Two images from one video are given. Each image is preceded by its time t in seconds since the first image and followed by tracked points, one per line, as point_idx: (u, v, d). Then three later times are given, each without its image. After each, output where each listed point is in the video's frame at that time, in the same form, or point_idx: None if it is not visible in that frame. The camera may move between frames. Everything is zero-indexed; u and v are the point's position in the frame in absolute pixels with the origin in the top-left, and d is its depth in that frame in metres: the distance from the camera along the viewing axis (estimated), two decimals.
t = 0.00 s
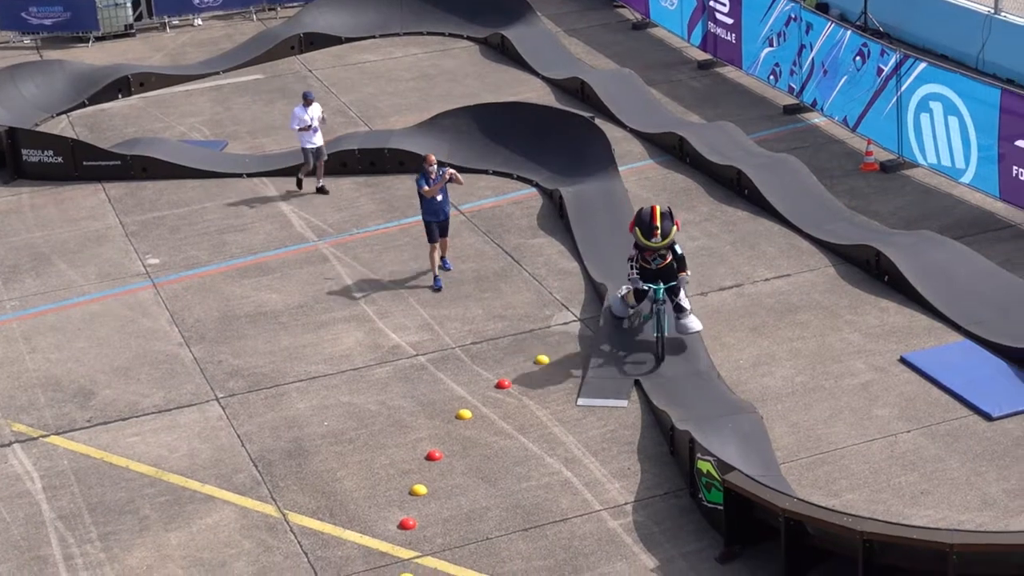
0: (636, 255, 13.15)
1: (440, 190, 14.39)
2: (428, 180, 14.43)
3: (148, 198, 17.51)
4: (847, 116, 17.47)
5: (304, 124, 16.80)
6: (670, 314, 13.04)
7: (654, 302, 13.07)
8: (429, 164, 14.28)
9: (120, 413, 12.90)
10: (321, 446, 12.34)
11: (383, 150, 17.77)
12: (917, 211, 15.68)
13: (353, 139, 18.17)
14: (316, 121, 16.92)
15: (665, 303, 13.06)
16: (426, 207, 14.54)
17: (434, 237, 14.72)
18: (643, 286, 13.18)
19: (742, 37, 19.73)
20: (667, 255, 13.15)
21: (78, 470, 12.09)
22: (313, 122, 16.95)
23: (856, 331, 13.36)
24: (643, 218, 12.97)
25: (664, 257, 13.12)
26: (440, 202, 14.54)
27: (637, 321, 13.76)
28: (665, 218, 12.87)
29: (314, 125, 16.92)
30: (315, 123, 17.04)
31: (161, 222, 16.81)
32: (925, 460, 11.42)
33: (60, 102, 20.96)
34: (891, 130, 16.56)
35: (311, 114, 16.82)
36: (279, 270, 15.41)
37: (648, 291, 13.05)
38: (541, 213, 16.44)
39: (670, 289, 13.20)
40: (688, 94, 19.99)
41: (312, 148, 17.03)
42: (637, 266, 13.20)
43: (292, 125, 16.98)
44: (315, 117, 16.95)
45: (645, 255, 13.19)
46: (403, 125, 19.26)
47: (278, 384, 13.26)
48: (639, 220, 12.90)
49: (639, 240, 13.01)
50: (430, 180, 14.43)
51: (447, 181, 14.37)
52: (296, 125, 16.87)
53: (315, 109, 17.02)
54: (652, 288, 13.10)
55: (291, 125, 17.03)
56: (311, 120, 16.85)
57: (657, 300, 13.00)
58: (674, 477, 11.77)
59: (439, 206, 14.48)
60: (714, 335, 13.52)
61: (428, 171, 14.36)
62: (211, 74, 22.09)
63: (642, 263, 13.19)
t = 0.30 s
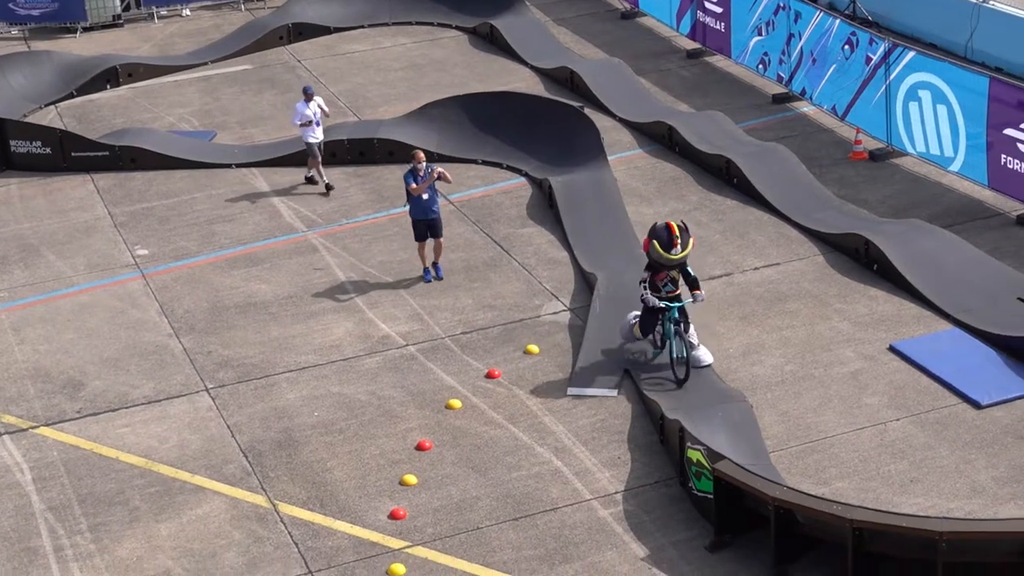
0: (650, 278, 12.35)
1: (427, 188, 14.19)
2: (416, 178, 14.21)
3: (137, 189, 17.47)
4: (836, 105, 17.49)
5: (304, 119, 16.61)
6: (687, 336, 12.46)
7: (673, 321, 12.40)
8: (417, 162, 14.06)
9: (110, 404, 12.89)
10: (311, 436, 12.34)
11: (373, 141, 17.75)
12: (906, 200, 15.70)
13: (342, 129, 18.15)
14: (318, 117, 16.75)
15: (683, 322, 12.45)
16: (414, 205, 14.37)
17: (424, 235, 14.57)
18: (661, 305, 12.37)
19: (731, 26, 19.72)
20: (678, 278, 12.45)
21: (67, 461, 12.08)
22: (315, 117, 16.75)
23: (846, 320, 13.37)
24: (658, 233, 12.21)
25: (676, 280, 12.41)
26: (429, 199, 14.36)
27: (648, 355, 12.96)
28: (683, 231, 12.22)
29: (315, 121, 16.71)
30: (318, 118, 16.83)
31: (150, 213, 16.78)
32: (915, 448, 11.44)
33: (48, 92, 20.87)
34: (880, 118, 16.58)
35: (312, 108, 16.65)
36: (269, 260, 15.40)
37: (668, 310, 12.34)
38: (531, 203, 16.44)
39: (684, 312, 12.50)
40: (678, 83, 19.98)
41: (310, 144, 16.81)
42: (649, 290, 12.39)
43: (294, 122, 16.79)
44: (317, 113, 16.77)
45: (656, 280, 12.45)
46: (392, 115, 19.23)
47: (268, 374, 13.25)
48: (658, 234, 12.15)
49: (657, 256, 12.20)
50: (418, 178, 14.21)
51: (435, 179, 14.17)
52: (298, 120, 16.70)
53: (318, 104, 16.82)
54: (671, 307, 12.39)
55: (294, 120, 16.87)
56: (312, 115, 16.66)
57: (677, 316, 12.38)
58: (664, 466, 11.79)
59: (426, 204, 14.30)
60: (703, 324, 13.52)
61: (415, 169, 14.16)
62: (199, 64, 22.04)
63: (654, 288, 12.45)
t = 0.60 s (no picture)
0: (663, 285, 12.08)
1: (424, 190, 13.98)
2: (413, 180, 14.00)
3: (131, 180, 17.45)
4: (831, 95, 17.50)
5: (309, 112, 16.54)
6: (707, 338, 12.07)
7: (691, 322, 12.04)
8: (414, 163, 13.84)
9: (105, 396, 12.89)
10: (306, 427, 12.35)
11: (367, 132, 17.73)
12: (901, 190, 15.70)
13: (337, 120, 18.13)
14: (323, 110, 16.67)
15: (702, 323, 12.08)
16: (411, 208, 14.15)
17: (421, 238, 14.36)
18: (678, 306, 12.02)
19: (725, 16, 19.72)
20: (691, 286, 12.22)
21: (62, 452, 12.08)
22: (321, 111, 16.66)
23: (840, 310, 13.39)
24: (671, 239, 11.98)
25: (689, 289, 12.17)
26: (426, 201, 14.14)
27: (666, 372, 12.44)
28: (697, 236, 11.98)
29: (320, 114, 16.62)
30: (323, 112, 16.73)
31: (144, 204, 16.76)
32: (909, 438, 11.46)
33: (41, 84, 20.84)
34: (875, 109, 16.58)
35: (317, 102, 16.57)
36: (263, 251, 15.39)
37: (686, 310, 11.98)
38: (526, 193, 16.44)
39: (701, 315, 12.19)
40: (672, 74, 19.97)
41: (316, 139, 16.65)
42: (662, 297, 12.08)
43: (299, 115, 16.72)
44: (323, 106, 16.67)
45: (669, 288, 12.17)
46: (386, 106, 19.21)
47: (263, 366, 13.25)
48: (672, 239, 11.92)
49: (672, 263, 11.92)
50: (414, 180, 14.00)
51: (432, 181, 13.97)
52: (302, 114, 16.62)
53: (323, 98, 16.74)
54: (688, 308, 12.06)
55: (300, 117, 16.81)
56: (317, 108, 16.57)
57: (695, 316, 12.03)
58: (659, 457, 11.80)
59: (423, 207, 14.09)
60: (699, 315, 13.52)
61: (412, 171, 13.95)
62: (193, 56, 22.02)
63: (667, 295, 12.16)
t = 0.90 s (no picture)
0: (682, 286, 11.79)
1: (422, 188, 13.81)
2: (411, 178, 13.85)
3: (126, 172, 17.43)
4: (827, 87, 17.51)
5: (317, 108, 16.28)
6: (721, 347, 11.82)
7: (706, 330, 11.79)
8: (410, 159, 13.69)
9: (101, 387, 12.88)
10: (303, 419, 12.35)
11: (364, 124, 17.71)
12: (897, 182, 15.71)
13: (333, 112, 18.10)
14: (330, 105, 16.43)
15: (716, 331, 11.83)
16: (410, 206, 13.97)
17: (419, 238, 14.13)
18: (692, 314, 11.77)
19: (721, 8, 19.72)
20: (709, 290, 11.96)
21: (58, 444, 12.07)
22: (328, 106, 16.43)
23: (836, 302, 13.39)
24: (699, 239, 11.65)
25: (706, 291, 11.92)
26: (425, 201, 13.95)
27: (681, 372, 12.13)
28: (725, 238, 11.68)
29: (328, 110, 16.39)
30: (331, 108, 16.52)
31: (140, 196, 16.75)
32: (905, 430, 11.48)
33: (37, 75, 20.86)
34: (871, 101, 16.59)
35: (325, 98, 16.32)
36: (259, 243, 15.38)
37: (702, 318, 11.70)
38: (522, 185, 16.44)
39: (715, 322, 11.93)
40: (669, 66, 19.96)
41: (328, 133, 16.48)
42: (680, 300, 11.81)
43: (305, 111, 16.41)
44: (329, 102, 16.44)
45: (686, 290, 11.91)
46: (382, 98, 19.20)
47: (260, 358, 13.24)
48: (700, 239, 11.56)
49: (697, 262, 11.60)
50: (413, 178, 13.87)
51: (430, 179, 13.80)
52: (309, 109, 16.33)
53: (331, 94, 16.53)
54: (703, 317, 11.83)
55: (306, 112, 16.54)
56: (325, 104, 16.33)
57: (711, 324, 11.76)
58: (655, 449, 11.81)
59: (421, 205, 13.89)
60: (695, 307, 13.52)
61: (410, 168, 13.81)
62: (189, 47, 22.00)
63: (685, 298, 11.88)
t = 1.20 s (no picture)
0: (686, 297, 11.39)
1: (416, 193, 13.55)
2: (404, 182, 13.57)
3: (119, 164, 17.41)
4: (820, 78, 17.52)
5: (323, 103, 16.27)
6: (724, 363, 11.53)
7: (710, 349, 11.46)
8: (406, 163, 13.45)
9: (95, 380, 12.87)
10: (297, 411, 12.35)
11: (357, 115, 17.69)
12: (889, 172, 15.72)
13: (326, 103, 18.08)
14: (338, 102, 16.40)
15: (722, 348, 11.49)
16: (402, 211, 13.72)
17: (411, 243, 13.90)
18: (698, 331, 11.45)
19: None
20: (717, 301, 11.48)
21: (52, 437, 12.07)
22: (336, 102, 16.41)
23: (829, 292, 13.41)
24: (706, 253, 11.18)
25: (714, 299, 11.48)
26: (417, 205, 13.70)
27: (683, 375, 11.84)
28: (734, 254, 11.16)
29: (335, 106, 16.37)
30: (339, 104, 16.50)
31: (133, 188, 16.73)
32: (898, 420, 11.50)
33: (31, 68, 20.78)
34: (864, 92, 16.60)
35: (332, 93, 16.31)
36: (253, 235, 15.37)
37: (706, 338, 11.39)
38: (515, 177, 16.43)
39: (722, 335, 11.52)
40: (662, 57, 19.96)
41: (335, 129, 16.44)
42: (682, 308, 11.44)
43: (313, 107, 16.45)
44: (337, 98, 16.42)
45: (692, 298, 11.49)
46: (375, 90, 19.18)
47: (254, 350, 13.23)
48: (706, 255, 11.12)
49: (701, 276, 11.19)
50: (406, 182, 13.59)
51: (424, 183, 13.54)
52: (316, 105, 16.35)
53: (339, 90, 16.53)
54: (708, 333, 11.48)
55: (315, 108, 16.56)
56: (332, 99, 16.32)
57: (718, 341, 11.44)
58: (650, 440, 11.83)
59: (414, 210, 13.65)
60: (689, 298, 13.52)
61: (403, 173, 13.53)
62: (182, 39, 21.98)
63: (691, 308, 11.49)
